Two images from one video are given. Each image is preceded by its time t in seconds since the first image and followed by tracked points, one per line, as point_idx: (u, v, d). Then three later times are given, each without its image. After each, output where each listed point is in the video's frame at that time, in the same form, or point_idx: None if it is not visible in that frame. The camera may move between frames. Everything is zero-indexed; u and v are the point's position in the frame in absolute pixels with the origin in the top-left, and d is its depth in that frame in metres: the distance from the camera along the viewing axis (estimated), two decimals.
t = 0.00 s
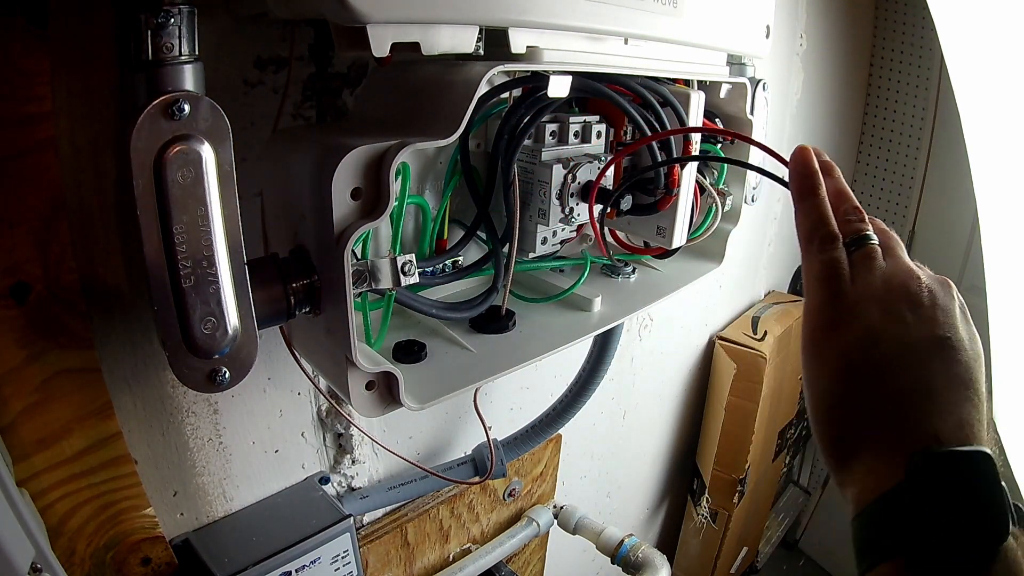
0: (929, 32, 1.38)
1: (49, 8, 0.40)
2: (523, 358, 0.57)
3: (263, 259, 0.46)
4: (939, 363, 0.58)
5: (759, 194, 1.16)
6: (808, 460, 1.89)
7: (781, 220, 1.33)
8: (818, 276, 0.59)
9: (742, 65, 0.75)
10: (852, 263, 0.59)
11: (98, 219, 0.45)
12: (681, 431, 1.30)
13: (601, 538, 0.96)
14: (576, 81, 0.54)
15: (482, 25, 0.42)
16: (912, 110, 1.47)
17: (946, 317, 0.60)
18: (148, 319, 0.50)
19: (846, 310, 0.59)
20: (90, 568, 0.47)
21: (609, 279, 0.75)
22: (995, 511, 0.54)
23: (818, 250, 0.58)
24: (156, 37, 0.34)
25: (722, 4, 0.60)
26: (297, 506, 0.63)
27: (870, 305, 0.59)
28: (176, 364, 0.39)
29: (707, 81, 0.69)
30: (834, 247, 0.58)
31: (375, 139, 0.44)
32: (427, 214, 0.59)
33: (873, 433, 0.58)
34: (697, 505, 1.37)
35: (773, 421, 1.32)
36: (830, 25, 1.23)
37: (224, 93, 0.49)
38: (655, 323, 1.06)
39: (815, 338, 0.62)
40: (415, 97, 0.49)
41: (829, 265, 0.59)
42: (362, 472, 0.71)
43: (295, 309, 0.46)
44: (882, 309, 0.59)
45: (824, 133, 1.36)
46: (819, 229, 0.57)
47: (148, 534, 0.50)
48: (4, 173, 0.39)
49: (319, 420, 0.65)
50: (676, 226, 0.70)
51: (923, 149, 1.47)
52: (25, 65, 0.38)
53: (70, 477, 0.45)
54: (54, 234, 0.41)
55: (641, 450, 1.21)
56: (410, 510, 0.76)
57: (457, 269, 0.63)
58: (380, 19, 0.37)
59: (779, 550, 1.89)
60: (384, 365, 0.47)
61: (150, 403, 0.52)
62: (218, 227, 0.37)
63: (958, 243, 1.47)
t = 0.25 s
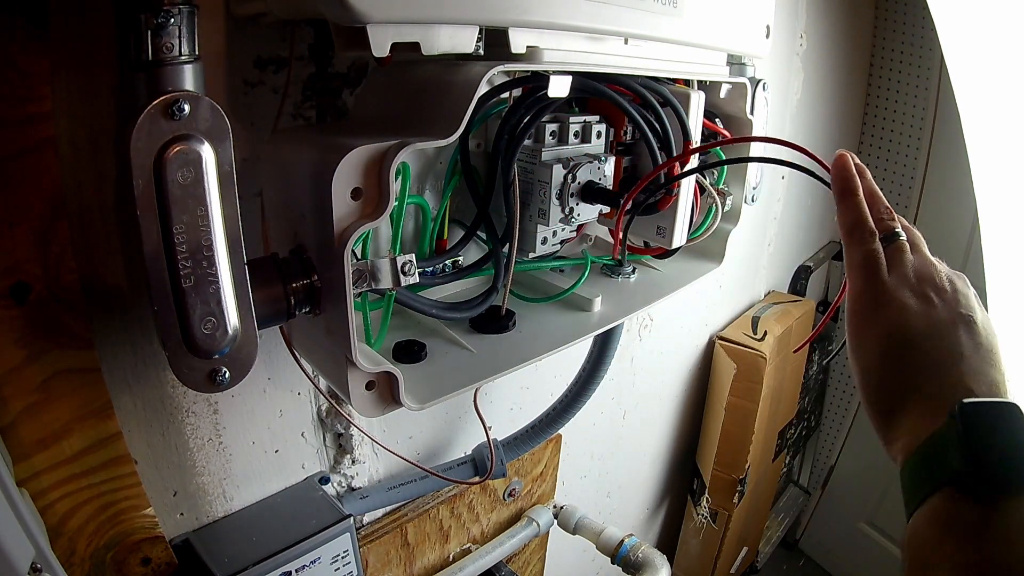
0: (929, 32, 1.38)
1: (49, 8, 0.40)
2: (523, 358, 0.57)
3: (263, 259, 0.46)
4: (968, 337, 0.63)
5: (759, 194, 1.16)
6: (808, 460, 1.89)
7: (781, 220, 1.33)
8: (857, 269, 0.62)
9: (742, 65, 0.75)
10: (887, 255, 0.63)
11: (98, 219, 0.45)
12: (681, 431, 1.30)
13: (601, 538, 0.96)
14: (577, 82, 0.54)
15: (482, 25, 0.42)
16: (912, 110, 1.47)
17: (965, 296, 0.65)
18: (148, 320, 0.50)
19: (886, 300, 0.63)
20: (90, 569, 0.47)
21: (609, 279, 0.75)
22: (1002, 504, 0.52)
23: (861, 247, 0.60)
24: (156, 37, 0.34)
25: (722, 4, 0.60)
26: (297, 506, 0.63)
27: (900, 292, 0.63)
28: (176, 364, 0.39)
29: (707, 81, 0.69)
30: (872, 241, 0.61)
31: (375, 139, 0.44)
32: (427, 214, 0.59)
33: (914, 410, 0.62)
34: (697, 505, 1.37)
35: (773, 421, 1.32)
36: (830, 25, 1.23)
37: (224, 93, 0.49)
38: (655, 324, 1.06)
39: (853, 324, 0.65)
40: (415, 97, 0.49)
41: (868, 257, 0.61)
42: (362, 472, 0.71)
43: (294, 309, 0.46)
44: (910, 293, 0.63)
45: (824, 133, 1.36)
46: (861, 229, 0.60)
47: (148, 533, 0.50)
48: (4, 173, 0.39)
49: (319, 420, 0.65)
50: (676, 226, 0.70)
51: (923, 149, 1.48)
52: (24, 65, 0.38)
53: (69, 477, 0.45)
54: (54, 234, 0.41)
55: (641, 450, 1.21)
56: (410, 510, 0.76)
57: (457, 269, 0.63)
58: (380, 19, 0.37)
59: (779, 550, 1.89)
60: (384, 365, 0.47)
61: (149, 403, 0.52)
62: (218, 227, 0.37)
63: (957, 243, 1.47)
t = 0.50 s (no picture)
0: (929, 32, 1.38)
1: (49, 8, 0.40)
2: (523, 359, 0.57)
3: (263, 260, 0.46)
4: (993, 291, 0.69)
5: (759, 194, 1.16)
6: (808, 460, 1.89)
7: (781, 220, 1.33)
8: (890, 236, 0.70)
9: (742, 65, 0.75)
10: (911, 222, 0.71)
11: (98, 219, 0.45)
12: (681, 431, 1.30)
13: (601, 538, 0.95)
14: (576, 81, 0.54)
15: (482, 25, 0.42)
16: (912, 110, 1.47)
17: (986, 258, 0.72)
18: (148, 320, 0.50)
19: (915, 264, 0.71)
20: (90, 569, 0.48)
21: (609, 279, 0.75)
22: None
23: (887, 215, 0.68)
24: (156, 37, 0.34)
25: (722, 4, 0.60)
26: (297, 506, 0.63)
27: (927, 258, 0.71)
28: (176, 364, 0.39)
29: (707, 81, 0.69)
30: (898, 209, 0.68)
31: (374, 139, 0.44)
32: (427, 214, 0.59)
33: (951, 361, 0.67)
34: (697, 505, 1.36)
35: (773, 421, 1.32)
36: (830, 25, 1.23)
37: (224, 93, 0.49)
38: (655, 324, 1.06)
39: (887, 285, 0.73)
40: (415, 97, 0.49)
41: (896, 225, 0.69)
42: (362, 472, 0.71)
43: (294, 309, 0.46)
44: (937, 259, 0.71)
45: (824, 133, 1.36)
46: (885, 199, 0.67)
47: (149, 533, 0.50)
48: (4, 173, 0.39)
49: (319, 420, 0.65)
50: (676, 226, 0.70)
51: (923, 150, 1.48)
52: (25, 65, 0.38)
53: (69, 477, 0.45)
54: (54, 234, 0.41)
55: (641, 450, 1.21)
56: (410, 510, 0.76)
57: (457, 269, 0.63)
58: (380, 19, 0.37)
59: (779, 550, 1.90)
60: (385, 365, 0.47)
61: (149, 403, 0.52)
62: (218, 227, 0.37)
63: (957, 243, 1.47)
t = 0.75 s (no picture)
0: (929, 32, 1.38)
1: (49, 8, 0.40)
2: (523, 359, 0.57)
3: (263, 260, 0.46)
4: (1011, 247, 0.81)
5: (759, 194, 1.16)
6: (809, 461, 1.87)
7: (781, 220, 1.33)
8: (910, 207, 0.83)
9: (742, 65, 0.75)
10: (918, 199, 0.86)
11: (99, 219, 0.45)
12: (681, 431, 1.30)
13: (601, 538, 0.95)
14: (577, 82, 0.54)
15: (483, 25, 0.42)
16: (912, 110, 1.47)
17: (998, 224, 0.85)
18: (148, 320, 0.50)
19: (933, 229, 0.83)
20: (90, 569, 0.48)
21: (609, 279, 0.75)
22: None
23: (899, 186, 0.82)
24: (155, 37, 0.34)
25: (722, 4, 0.60)
26: (297, 506, 0.63)
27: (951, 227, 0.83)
28: (176, 364, 0.39)
29: (707, 81, 0.69)
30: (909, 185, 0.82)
31: (374, 139, 0.44)
32: (427, 214, 0.59)
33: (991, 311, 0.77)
34: (697, 505, 1.36)
35: (773, 421, 1.32)
36: (830, 26, 1.23)
37: (224, 93, 0.49)
38: (655, 324, 1.06)
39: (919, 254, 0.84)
40: (415, 98, 0.49)
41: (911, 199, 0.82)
42: (362, 472, 0.71)
43: (294, 309, 0.46)
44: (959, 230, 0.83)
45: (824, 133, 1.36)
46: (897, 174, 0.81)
47: (148, 533, 0.50)
48: (4, 173, 0.39)
49: (319, 421, 0.65)
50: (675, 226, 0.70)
51: (923, 149, 1.48)
52: (24, 65, 0.38)
53: (69, 477, 0.45)
54: (54, 234, 0.41)
55: (641, 450, 1.21)
56: (410, 510, 0.76)
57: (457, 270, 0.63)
58: (381, 19, 0.37)
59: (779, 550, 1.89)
60: (385, 365, 0.47)
61: (149, 403, 0.52)
62: (218, 227, 0.37)
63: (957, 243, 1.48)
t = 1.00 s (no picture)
0: (929, 32, 1.38)
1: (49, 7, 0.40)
2: (523, 359, 0.57)
3: (263, 260, 0.46)
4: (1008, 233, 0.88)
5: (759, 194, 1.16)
6: (809, 461, 1.89)
7: (781, 220, 1.33)
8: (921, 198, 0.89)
9: (742, 65, 0.75)
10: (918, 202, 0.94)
11: (99, 219, 0.45)
12: (681, 430, 1.30)
13: (601, 538, 0.95)
14: (577, 81, 0.54)
15: (483, 25, 0.42)
16: (912, 110, 1.47)
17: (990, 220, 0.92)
18: (148, 320, 0.50)
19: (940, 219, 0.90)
20: (90, 568, 0.48)
21: (609, 279, 0.75)
22: None
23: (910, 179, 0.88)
24: (155, 37, 0.34)
25: (722, 3, 0.60)
26: (297, 506, 0.63)
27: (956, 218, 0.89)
28: (176, 364, 0.39)
29: (707, 81, 0.69)
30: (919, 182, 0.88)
31: (374, 139, 0.44)
32: (427, 214, 0.59)
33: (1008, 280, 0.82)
34: (697, 505, 1.36)
35: (773, 421, 1.32)
36: (830, 26, 1.23)
37: (224, 93, 0.49)
38: (655, 324, 1.06)
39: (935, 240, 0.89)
40: (415, 97, 0.49)
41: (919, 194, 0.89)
42: (362, 472, 0.71)
43: (294, 309, 0.46)
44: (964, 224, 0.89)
45: (824, 133, 1.36)
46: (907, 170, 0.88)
47: (148, 533, 0.50)
48: (4, 173, 0.39)
49: (319, 421, 0.65)
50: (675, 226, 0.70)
51: (923, 150, 1.48)
52: (24, 65, 0.38)
53: (70, 477, 0.45)
54: (54, 233, 0.41)
55: (641, 450, 1.21)
56: (410, 510, 0.76)
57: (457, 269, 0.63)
58: (381, 19, 0.37)
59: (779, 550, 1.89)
60: (385, 365, 0.47)
61: (149, 403, 0.52)
62: (218, 226, 0.37)
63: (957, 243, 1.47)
